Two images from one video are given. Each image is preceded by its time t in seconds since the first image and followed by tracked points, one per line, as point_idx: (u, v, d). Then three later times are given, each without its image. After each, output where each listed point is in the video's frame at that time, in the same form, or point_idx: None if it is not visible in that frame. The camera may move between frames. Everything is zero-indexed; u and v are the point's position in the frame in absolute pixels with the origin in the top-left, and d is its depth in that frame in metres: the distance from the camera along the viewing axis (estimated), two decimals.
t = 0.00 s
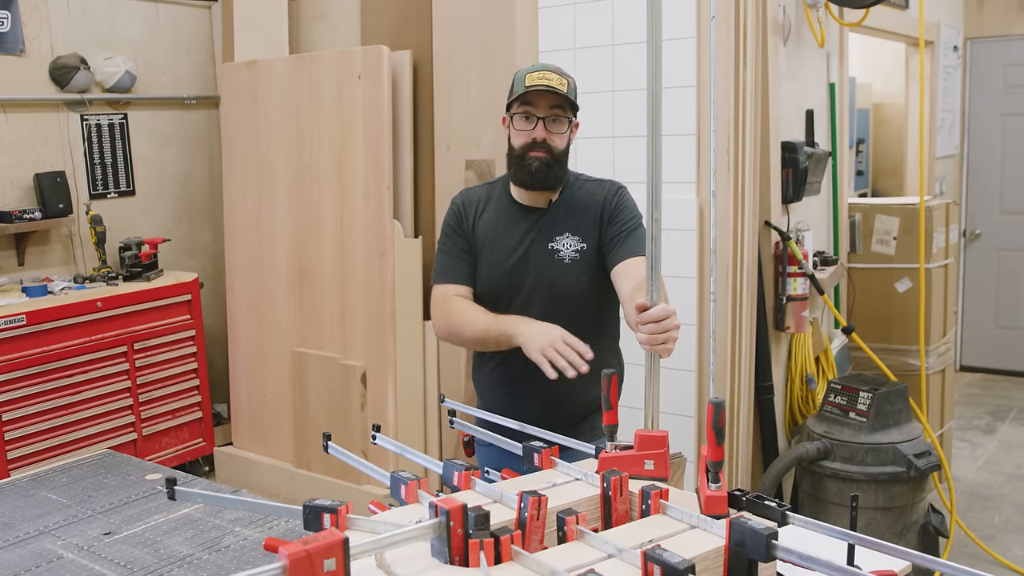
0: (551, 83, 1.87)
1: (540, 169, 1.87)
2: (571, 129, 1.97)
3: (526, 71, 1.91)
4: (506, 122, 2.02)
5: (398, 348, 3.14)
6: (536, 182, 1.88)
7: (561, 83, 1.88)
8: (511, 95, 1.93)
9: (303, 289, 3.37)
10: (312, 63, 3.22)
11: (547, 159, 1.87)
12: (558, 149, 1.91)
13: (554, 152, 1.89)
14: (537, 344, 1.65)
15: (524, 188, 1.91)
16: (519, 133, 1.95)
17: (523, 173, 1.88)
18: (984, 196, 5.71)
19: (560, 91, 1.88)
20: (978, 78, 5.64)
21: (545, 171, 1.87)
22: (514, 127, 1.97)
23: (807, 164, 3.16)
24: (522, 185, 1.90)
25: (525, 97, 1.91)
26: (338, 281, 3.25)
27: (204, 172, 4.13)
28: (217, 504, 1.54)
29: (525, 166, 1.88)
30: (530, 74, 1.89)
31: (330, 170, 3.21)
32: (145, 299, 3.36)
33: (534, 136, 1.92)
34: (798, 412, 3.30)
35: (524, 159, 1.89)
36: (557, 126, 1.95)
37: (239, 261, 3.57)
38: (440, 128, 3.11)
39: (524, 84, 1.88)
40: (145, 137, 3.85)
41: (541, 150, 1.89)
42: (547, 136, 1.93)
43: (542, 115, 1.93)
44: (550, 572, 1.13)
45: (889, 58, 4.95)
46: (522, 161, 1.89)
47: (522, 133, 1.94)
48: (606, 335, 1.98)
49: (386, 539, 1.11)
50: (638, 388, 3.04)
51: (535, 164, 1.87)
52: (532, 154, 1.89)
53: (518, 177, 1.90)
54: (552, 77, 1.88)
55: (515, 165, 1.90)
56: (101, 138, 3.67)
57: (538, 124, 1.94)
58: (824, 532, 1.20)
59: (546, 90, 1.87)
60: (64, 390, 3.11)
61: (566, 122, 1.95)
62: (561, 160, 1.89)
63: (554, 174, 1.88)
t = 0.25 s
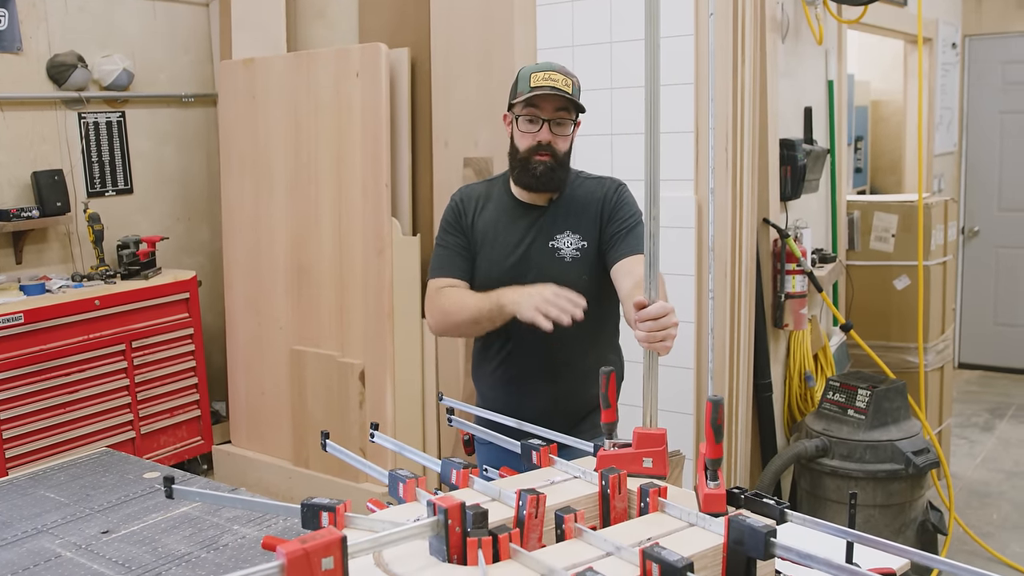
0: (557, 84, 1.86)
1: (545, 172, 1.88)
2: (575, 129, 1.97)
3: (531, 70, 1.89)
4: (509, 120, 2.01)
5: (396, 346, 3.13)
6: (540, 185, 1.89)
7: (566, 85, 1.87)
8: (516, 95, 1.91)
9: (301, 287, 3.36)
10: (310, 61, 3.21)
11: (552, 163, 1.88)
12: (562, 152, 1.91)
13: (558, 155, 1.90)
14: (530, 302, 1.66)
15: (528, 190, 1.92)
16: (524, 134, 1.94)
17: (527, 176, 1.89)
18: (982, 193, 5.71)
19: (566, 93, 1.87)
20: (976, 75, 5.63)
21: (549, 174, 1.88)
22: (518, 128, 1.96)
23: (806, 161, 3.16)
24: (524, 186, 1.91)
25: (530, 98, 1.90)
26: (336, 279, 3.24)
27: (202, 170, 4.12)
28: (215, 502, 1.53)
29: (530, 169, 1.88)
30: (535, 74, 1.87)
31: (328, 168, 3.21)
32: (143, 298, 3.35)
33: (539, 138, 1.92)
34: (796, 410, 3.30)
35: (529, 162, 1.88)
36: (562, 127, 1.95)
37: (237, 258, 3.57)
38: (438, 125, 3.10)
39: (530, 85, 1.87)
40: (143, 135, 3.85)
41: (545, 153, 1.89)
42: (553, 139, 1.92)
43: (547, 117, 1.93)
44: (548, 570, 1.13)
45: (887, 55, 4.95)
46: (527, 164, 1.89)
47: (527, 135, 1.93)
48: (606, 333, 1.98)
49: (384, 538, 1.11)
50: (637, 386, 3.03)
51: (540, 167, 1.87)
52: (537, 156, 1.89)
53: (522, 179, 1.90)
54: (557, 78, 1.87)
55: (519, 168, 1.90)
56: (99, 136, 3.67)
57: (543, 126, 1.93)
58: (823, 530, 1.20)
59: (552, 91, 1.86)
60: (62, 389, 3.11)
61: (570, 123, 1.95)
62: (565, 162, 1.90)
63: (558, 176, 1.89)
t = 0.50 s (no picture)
0: (559, 80, 1.85)
1: (548, 167, 1.87)
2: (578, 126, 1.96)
3: (533, 66, 1.88)
4: (512, 118, 2.00)
5: (398, 343, 3.13)
6: (544, 179, 1.88)
7: (569, 81, 1.86)
8: (518, 92, 1.90)
9: (303, 284, 3.36)
10: (312, 57, 3.21)
11: (555, 157, 1.87)
12: (565, 148, 1.90)
13: (562, 151, 1.89)
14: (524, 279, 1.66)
15: (531, 186, 1.91)
16: (526, 131, 1.93)
17: (531, 171, 1.88)
18: (985, 191, 5.70)
19: (568, 90, 1.86)
20: (979, 73, 5.62)
21: (552, 169, 1.87)
22: (520, 125, 1.95)
23: (808, 159, 3.15)
24: (527, 183, 1.90)
25: (533, 95, 1.89)
26: (338, 276, 3.24)
27: (204, 166, 4.12)
28: (217, 499, 1.53)
29: (533, 164, 1.88)
30: (537, 71, 1.86)
31: (330, 165, 3.20)
32: (145, 294, 3.35)
33: (541, 135, 1.90)
34: (798, 408, 3.29)
35: (533, 158, 1.88)
36: (564, 124, 1.94)
37: (239, 255, 3.57)
38: (440, 122, 3.10)
39: (533, 81, 1.86)
40: (144, 131, 3.84)
41: (549, 149, 1.88)
42: (555, 135, 1.91)
43: (549, 114, 1.92)
44: (550, 568, 1.13)
45: (890, 53, 4.94)
46: (530, 159, 1.88)
47: (530, 132, 1.92)
48: (608, 331, 1.98)
49: (385, 535, 1.11)
50: (638, 383, 3.03)
51: (543, 162, 1.86)
52: (540, 152, 1.88)
53: (525, 175, 1.89)
54: (560, 74, 1.86)
55: (522, 164, 1.89)
56: (101, 132, 3.66)
57: (546, 123, 1.92)
58: (825, 528, 1.20)
59: (554, 87, 1.85)
60: (64, 385, 3.11)
61: (572, 120, 1.94)
62: (568, 157, 1.90)
63: (561, 171, 1.88)
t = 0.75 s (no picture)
0: (559, 81, 1.84)
1: (549, 169, 1.87)
2: (578, 127, 1.95)
3: (533, 67, 1.88)
4: (513, 119, 1.99)
5: (398, 342, 3.13)
6: (545, 180, 1.89)
7: (569, 81, 1.86)
8: (518, 93, 1.90)
9: (304, 283, 3.36)
10: (313, 56, 3.21)
11: (556, 159, 1.88)
12: (566, 148, 1.90)
13: (563, 151, 1.89)
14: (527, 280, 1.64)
15: (532, 186, 1.92)
16: (526, 132, 1.92)
17: (532, 172, 1.89)
18: (986, 192, 5.70)
19: (568, 90, 1.85)
20: (980, 74, 5.62)
21: (553, 170, 1.88)
22: (520, 126, 1.94)
23: (809, 159, 3.15)
24: (529, 183, 1.92)
25: (532, 96, 1.88)
26: (339, 275, 3.24)
27: (205, 165, 4.12)
28: (217, 498, 1.53)
29: (534, 166, 1.88)
30: (537, 71, 1.86)
31: (332, 164, 3.20)
32: (146, 292, 3.36)
33: (542, 136, 1.90)
34: (799, 409, 3.29)
35: (534, 158, 1.89)
36: (565, 124, 1.93)
37: (240, 254, 3.57)
38: (441, 121, 3.10)
39: (532, 82, 1.86)
40: (146, 130, 3.84)
41: (549, 150, 1.88)
42: (556, 136, 1.90)
43: (549, 115, 1.91)
44: (551, 568, 1.13)
45: (892, 53, 4.94)
46: (531, 161, 1.89)
47: (530, 133, 1.91)
48: (610, 331, 1.98)
49: (385, 534, 1.11)
50: (639, 384, 3.03)
51: (544, 164, 1.87)
52: (541, 153, 1.88)
53: (527, 176, 1.91)
54: (559, 74, 1.85)
55: (524, 164, 1.90)
56: (102, 130, 3.66)
57: (546, 124, 1.91)
58: (826, 529, 1.20)
59: (554, 88, 1.84)
60: (64, 383, 3.11)
61: (573, 120, 1.93)
62: (569, 158, 1.90)
63: (562, 172, 1.89)
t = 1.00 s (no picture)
0: (562, 83, 1.84)
1: (550, 172, 1.88)
2: (580, 128, 1.95)
3: (535, 69, 1.87)
4: (515, 120, 1.99)
5: (400, 343, 3.13)
6: (547, 185, 1.89)
7: (571, 83, 1.86)
8: (521, 95, 1.90)
9: (305, 284, 3.36)
10: (316, 57, 3.21)
11: (558, 162, 1.88)
12: (568, 150, 1.90)
13: (565, 154, 1.89)
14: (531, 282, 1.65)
15: (533, 190, 1.92)
16: (529, 134, 1.93)
17: (534, 176, 1.89)
18: (988, 193, 5.69)
19: (571, 92, 1.86)
20: (982, 75, 5.61)
21: (554, 174, 1.88)
22: (522, 128, 1.94)
23: (811, 160, 3.14)
24: (531, 186, 1.91)
25: (535, 98, 1.88)
26: (340, 275, 3.24)
27: (207, 166, 4.13)
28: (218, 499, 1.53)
29: (536, 169, 1.88)
30: (539, 73, 1.85)
31: (334, 165, 3.20)
32: (148, 293, 3.36)
33: (544, 138, 1.90)
34: (801, 410, 3.29)
35: (535, 162, 1.88)
36: (567, 126, 1.93)
37: (242, 254, 3.57)
38: (443, 122, 3.10)
39: (534, 84, 1.85)
40: (148, 131, 3.85)
41: (551, 152, 1.88)
42: (558, 137, 1.91)
43: (552, 116, 1.91)
44: (552, 569, 1.12)
45: (894, 54, 4.93)
46: (532, 164, 1.88)
47: (533, 134, 1.91)
48: (612, 331, 1.98)
49: (386, 535, 1.11)
50: (641, 385, 3.03)
51: (545, 168, 1.87)
52: (543, 156, 1.88)
53: (528, 179, 1.90)
54: (562, 76, 1.85)
55: (525, 168, 1.90)
56: (104, 131, 3.67)
57: (549, 125, 1.91)
58: (828, 531, 1.20)
59: (556, 90, 1.84)
60: (66, 384, 3.11)
61: (575, 122, 1.93)
62: (571, 160, 1.89)
63: (564, 175, 1.89)
